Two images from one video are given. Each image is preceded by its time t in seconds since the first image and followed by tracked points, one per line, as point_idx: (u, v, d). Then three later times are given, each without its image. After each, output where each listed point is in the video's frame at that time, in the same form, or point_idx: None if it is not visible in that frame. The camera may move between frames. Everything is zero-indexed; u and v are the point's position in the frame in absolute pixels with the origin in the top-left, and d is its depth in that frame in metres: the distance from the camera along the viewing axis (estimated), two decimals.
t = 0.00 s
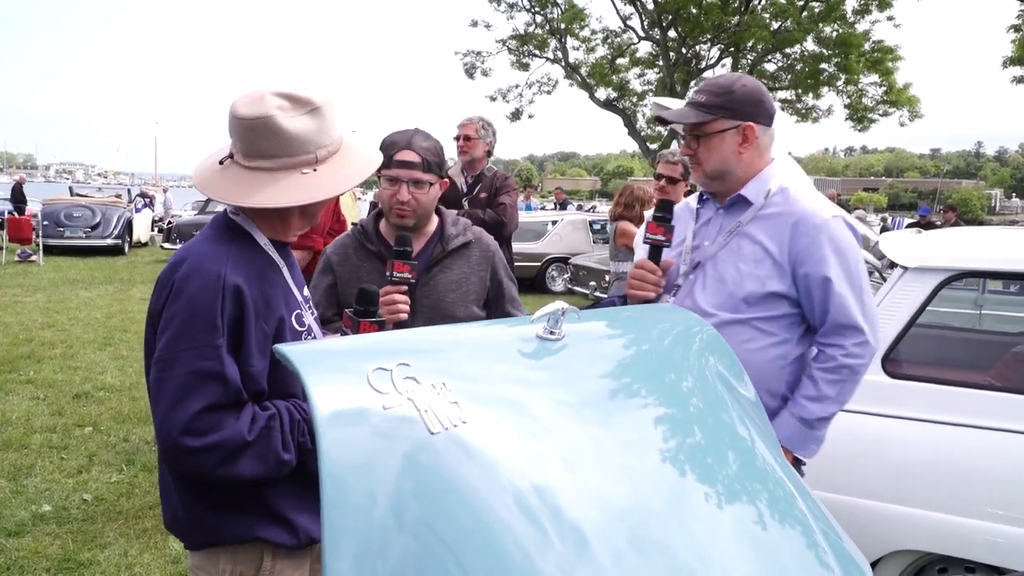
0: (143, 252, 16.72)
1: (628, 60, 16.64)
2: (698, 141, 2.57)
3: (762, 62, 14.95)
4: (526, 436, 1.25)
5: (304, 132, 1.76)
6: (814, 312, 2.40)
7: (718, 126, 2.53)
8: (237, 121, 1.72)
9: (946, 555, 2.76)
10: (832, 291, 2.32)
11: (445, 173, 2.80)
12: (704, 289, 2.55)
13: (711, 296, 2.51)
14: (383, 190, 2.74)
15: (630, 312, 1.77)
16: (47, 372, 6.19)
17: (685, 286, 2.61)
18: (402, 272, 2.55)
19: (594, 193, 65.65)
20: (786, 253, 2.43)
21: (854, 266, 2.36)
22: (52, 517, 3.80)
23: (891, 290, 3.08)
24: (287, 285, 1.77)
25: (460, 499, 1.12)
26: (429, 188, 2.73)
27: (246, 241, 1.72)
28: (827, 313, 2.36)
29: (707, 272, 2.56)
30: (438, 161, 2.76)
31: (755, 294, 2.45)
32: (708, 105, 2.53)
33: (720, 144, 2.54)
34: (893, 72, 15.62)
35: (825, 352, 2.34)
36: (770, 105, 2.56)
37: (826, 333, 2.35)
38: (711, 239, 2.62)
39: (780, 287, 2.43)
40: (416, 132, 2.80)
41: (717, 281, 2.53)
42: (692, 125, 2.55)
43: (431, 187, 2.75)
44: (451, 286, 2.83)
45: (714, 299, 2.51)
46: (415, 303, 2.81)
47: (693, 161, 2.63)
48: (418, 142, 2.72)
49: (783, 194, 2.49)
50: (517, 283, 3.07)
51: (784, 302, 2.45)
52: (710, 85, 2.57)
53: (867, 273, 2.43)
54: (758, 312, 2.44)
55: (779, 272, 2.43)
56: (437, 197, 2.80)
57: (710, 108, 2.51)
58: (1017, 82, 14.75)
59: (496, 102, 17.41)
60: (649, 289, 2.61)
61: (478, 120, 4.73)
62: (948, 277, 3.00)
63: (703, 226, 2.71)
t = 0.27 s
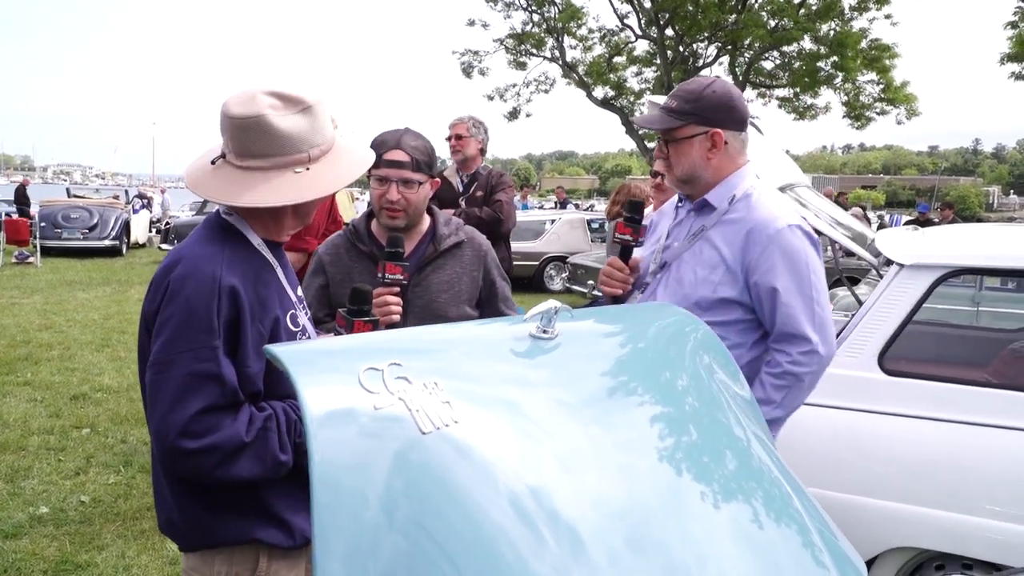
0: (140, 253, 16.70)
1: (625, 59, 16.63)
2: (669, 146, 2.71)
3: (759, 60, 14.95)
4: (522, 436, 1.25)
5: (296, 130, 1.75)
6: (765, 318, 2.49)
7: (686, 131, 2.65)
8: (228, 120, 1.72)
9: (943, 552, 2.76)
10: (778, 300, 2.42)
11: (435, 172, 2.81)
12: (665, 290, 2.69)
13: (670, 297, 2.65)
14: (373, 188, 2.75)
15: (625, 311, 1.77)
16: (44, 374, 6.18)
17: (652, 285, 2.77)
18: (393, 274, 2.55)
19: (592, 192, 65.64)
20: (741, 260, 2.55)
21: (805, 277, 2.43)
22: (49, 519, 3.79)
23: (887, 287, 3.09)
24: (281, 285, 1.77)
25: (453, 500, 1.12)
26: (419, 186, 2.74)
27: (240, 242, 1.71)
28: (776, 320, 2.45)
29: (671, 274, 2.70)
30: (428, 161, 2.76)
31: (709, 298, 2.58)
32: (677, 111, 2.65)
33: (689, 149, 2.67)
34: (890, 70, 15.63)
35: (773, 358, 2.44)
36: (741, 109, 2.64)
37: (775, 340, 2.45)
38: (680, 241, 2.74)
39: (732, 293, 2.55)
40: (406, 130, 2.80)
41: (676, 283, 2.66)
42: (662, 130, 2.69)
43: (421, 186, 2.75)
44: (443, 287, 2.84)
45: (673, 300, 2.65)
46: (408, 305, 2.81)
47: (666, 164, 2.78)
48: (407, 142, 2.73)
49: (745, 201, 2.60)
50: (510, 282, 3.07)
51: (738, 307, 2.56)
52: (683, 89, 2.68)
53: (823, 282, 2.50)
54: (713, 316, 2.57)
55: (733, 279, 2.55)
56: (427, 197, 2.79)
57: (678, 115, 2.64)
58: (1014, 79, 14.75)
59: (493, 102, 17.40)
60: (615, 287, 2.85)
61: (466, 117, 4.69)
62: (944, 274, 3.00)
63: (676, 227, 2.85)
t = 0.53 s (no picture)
0: (137, 254, 16.68)
1: (622, 57, 16.62)
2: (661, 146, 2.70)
3: (755, 58, 14.95)
4: (515, 436, 1.25)
5: (282, 128, 1.75)
6: (744, 320, 2.51)
7: (680, 133, 2.64)
8: (213, 121, 1.71)
9: (939, 548, 2.76)
10: (758, 304, 2.43)
11: (438, 173, 2.79)
12: (647, 287, 2.70)
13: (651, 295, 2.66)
14: (378, 191, 2.72)
15: (622, 308, 1.77)
16: (41, 375, 6.17)
17: (637, 282, 2.78)
18: (391, 273, 2.53)
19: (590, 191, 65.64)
20: (724, 261, 2.55)
21: (787, 283, 2.44)
22: (45, 521, 3.79)
23: (883, 284, 3.09)
24: (272, 286, 1.77)
25: (445, 501, 1.12)
26: (426, 191, 2.73)
27: (229, 242, 1.71)
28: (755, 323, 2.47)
29: (654, 272, 2.71)
30: (432, 162, 2.74)
31: (689, 298, 2.59)
32: (671, 112, 2.64)
33: (681, 151, 2.66)
34: (887, 67, 15.63)
35: (750, 360, 2.46)
36: (734, 113, 2.65)
37: (753, 342, 2.46)
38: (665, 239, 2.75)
39: (712, 294, 2.56)
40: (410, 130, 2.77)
41: (658, 282, 2.67)
42: (656, 131, 2.68)
43: (426, 189, 2.74)
44: (442, 288, 2.83)
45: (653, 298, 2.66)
46: (406, 304, 2.81)
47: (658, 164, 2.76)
48: (412, 144, 2.70)
49: (731, 204, 2.60)
50: (511, 283, 3.07)
51: (719, 308, 2.57)
52: (677, 91, 2.67)
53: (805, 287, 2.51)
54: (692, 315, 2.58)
55: (714, 280, 2.57)
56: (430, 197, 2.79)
57: (672, 116, 2.63)
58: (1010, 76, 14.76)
59: (490, 101, 17.39)
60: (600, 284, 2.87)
61: (461, 118, 4.71)
62: (939, 270, 3.00)
63: (662, 226, 2.86)
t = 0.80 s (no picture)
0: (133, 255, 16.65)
1: (618, 56, 16.62)
2: (672, 139, 2.70)
3: (752, 57, 14.96)
4: (509, 436, 1.25)
5: (262, 128, 1.74)
6: (759, 312, 2.51)
7: (691, 126, 2.64)
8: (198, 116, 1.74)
9: (935, 545, 2.77)
10: (774, 294, 2.43)
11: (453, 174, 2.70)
12: (659, 283, 2.70)
13: (663, 290, 2.65)
14: (396, 199, 2.61)
15: (618, 307, 1.78)
16: (36, 376, 6.16)
17: (645, 277, 2.78)
18: (403, 276, 2.46)
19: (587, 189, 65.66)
20: (737, 253, 2.55)
21: (801, 271, 2.45)
22: (41, 522, 3.78)
23: (877, 281, 3.09)
24: (263, 286, 1.77)
25: (438, 501, 1.12)
26: (445, 198, 2.64)
27: (219, 242, 1.71)
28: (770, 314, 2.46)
29: (664, 266, 2.71)
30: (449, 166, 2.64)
31: (704, 291, 2.58)
32: (683, 104, 2.64)
33: (693, 144, 2.66)
34: (882, 65, 15.66)
35: (766, 352, 2.45)
36: (744, 108, 2.67)
37: (768, 334, 2.45)
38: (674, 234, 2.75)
39: (727, 287, 2.55)
40: (420, 132, 2.64)
41: (670, 276, 2.67)
42: (667, 123, 2.67)
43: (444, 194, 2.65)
44: (453, 290, 2.79)
45: (667, 292, 2.66)
46: (416, 306, 2.77)
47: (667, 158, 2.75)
48: (428, 151, 2.58)
49: (741, 196, 2.61)
50: (522, 283, 3.01)
51: (732, 301, 2.57)
52: (689, 84, 2.68)
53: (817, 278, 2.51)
54: (706, 309, 2.58)
55: (728, 272, 2.56)
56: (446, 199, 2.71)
57: (685, 108, 2.63)
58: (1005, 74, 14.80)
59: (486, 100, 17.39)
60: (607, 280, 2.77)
61: (457, 117, 4.68)
62: (934, 267, 3.00)
63: (668, 221, 2.86)
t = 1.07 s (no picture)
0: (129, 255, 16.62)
1: (613, 55, 16.63)
2: (698, 130, 2.60)
3: (747, 56, 14.98)
4: (504, 436, 1.25)
5: (217, 126, 1.74)
6: (795, 305, 2.43)
7: (719, 117, 2.55)
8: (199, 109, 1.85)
9: (930, 543, 2.77)
10: (814, 284, 2.35)
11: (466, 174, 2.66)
12: (688, 278, 2.59)
13: (695, 285, 2.54)
14: (410, 202, 2.57)
15: (615, 306, 1.78)
16: (31, 377, 6.14)
17: (670, 274, 2.65)
18: (416, 279, 2.43)
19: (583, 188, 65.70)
20: (770, 245, 2.46)
21: (836, 261, 2.39)
22: (36, 523, 3.78)
23: (871, 280, 3.10)
24: (255, 286, 1.77)
25: (432, 502, 1.12)
26: (458, 197, 2.60)
27: (208, 240, 1.71)
28: (807, 306, 2.38)
29: (692, 261, 2.60)
30: (461, 166, 2.60)
31: (739, 285, 2.48)
32: (711, 94, 2.55)
33: (719, 135, 2.57)
34: (877, 64, 15.69)
35: (802, 346, 2.38)
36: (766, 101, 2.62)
37: (804, 327, 2.38)
38: (697, 229, 2.65)
39: (763, 279, 2.46)
40: (431, 133, 2.59)
41: (700, 271, 2.56)
42: (693, 113, 2.57)
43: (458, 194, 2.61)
44: (464, 290, 2.76)
45: (698, 287, 2.55)
46: (427, 306, 2.76)
47: (690, 150, 2.65)
48: (441, 152, 2.54)
49: (769, 188, 2.53)
50: (540, 282, 2.95)
51: (766, 294, 2.48)
52: (714, 75, 2.59)
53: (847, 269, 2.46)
54: (741, 303, 2.47)
55: (763, 264, 2.47)
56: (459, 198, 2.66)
57: (713, 99, 2.54)
58: (999, 73, 14.86)
59: (482, 99, 17.38)
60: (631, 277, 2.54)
61: (457, 117, 4.63)
62: (928, 265, 3.01)
63: (689, 216, 2.75)
